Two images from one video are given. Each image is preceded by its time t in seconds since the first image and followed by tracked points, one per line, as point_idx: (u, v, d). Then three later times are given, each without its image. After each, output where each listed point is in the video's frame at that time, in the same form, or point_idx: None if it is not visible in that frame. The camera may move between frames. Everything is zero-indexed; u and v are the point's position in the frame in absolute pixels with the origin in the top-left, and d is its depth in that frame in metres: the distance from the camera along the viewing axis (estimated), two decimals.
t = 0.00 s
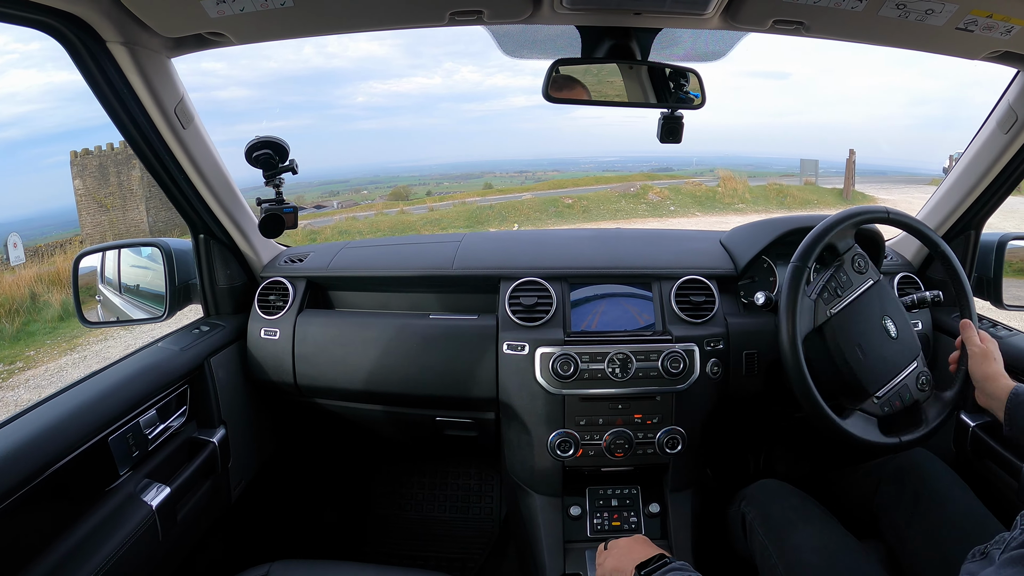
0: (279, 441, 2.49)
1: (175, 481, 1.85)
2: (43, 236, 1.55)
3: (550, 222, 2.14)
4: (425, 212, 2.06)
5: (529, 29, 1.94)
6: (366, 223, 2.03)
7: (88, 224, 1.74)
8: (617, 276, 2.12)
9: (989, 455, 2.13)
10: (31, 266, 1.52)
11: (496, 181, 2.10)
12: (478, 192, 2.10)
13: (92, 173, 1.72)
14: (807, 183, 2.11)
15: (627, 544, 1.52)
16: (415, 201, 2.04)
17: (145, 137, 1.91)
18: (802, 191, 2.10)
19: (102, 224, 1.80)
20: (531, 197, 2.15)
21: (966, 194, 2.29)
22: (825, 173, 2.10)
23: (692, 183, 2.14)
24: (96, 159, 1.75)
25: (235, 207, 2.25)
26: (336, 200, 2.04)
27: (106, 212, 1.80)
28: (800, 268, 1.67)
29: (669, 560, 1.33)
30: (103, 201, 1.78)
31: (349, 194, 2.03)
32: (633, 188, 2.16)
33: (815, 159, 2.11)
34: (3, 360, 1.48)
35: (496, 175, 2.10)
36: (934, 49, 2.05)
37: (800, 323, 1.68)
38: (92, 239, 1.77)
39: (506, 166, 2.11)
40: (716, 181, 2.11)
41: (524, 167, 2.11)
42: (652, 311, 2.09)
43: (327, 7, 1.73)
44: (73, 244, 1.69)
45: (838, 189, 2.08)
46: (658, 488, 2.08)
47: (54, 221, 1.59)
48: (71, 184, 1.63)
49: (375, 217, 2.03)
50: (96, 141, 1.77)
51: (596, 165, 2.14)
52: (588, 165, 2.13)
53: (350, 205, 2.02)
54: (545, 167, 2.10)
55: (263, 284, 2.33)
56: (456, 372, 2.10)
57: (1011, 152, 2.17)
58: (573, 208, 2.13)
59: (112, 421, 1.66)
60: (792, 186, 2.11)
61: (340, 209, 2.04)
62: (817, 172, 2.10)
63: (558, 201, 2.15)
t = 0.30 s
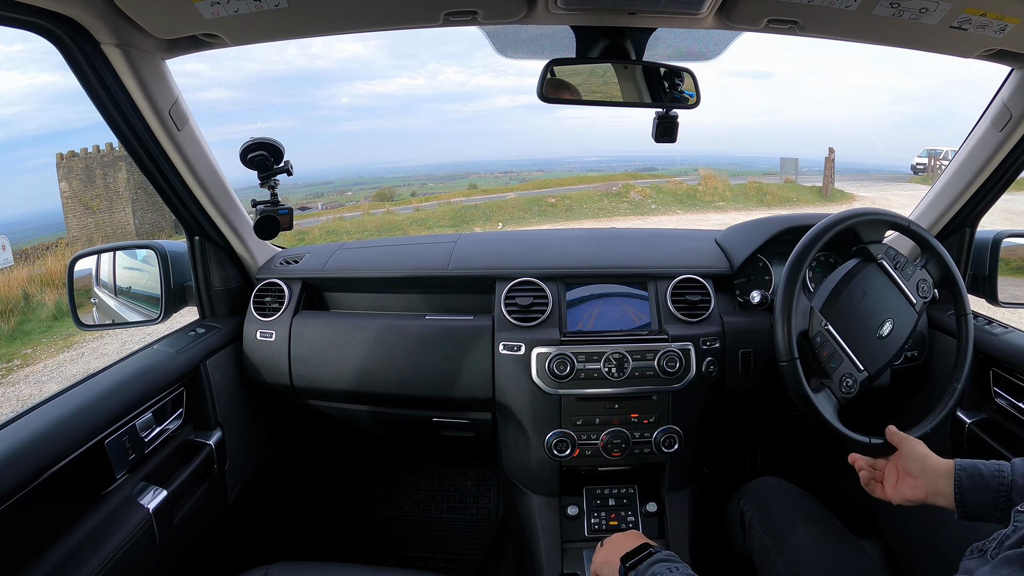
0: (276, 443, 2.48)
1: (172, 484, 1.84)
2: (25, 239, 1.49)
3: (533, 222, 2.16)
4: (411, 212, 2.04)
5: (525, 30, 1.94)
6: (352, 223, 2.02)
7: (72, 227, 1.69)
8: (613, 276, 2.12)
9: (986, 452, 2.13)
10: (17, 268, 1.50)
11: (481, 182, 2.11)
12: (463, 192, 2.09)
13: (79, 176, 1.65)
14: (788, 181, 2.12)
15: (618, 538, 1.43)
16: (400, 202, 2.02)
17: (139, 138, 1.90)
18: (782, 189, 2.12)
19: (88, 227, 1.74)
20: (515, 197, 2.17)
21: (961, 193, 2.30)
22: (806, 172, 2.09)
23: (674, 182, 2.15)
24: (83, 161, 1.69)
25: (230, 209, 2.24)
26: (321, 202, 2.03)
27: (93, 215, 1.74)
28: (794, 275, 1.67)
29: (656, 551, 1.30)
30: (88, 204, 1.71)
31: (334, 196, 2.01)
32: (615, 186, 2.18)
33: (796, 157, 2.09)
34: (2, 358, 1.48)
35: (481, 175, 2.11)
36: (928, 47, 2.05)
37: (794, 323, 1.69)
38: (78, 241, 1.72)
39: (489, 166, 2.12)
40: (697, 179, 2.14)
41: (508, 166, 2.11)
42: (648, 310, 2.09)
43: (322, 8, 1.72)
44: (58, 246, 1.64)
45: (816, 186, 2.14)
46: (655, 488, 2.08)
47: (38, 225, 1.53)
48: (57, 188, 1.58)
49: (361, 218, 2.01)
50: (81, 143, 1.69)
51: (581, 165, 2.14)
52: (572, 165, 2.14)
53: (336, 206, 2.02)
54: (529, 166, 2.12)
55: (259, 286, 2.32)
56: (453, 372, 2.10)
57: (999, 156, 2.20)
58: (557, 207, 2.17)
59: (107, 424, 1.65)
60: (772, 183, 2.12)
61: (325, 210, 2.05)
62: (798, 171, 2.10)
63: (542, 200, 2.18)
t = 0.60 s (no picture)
0: (271, 446, 2.48)
1: (166, 488, 1.83)
2: (9, 242, 1.46)
3: (520, 221, 2.10)
4: (399, 212, 2.04)
5: (519, 32, 1.94)
6: (341, 225, 1.97)
7: (61, 228, 1.66)
8: (607, 278, 2.13)
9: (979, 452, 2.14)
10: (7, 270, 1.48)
11: (467, 182, 2.08)
12: (450, 193, 2.06)
13: (67, 177, 1.63)
14: (771, 180, 2.11)
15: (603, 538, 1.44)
16: (388, 202, 2.01)
17: (132, 140, 1.89)
18: (765, 188, 2.11)
19: (76, 229, 1.71)
20: (502, 197, 2.11)
21: (954, 193, 2.31)
22: (790, 171, 2.10)
23: (658, 181, 2.14)
24: (71, 163, 1.66)
25: (224, 211, 2.24)
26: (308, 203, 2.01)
27: (81, 217, 1.71)
28: (790, 266, 1.70)
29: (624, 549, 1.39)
30: (78, 206, 1.69)
31: (320, 196, 2.00)
32: (601, 186, 2.15)
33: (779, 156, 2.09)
34: None
35: (468, 176, 2.09)
36: (920, 49, 2.06)
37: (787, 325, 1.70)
38: (68, 244, 1.70)
39: (479, 166, 2.11)
40: (681, 178, 2.14)
41: (494, 167, 2.09)
42: (642, 312, 2.09)
43: (315, 11, 1.72)
44: (46, 248, 1.61)
45: (800, 185, 2.14)
46: (650, 489, 2.08)
47: (24, 227, 1.51)
48: (45, 189, 1.56)
49: (348, 220, 1.98)
50: (69, 145, 1.66)
51: (567, 165, 2.13)
52: (559, 165, 2.13)
53: (322, 207, 1.99)
54: (516, 166, 2.09)
55: (253, 289, 2.32)
56: (447, 375, 2.10)
57: (999, 150, 2.19)
58: (543, 207, 2.14)
59: (101, 428, 1.65)
60: (755, 182, 2.11)
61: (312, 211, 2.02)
62: (781, 169, 2.10)
63: (527, 200, 2.14)
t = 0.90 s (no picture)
0: (271, 446, 2.48)
1: (166, 488, 1.83)
2: (6, 244, 1.46)
3: (516, 221, 2.13)
4: (396, 212, 2.03)
5: (519, 32, 1.94)
6: (339, 225, 1.98)
7: (58, 228, 1.66)
8: (607, 279, 2.13)
9: (979, 452, 2.14)
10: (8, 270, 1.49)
11: (463, 182, 2.08)
12: (447, 192, 2.06)
13: (65, 177, 1.63)
14: (765, 179, 2.12)
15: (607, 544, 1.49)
16: (384, 202, 2.02)
17: (132, 140, 1.89)
18: (759, 186, 2.11)
19: (74, 229, 1.71)
20: (498, 196, 2.12)
21: (954, 193, 2.30)
22: (783, 170, 2.10)
23: (652, 180, 2.14)
24: (69, 163, 1.66)
25: (224, 212, 2.24)
26: (305, 203, 2.01)
27: (79, 217, 1.71)
28: (789, 264, 1.70)
29: None
30: (75, 206, 1.69)
31: (317, 196, 2.00)
32: (597, 185, 2.15)
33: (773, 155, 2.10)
34: (3, 353, 1.50)
35: (464, 176, 2.08)
36: (920, 49, 2.07)
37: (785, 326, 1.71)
38: (66, 244, 1.69)
39: (476, 166, 2.10)
40: (676, 178, 2.13)
41: (492, 167, 2.09)
42: (642, 312, 2.09)
43: (316, 11, 1.72)
44: (45, 249, 1.61)
45: (794, 183, 2.15)
46: (650, 490, 2.08)
47: (21, 228, 1.50)
48: (43, 190, 1.56)
49: (347, 220, 1.98)
50: (67, 145, 1.66)
51: (564, 165, 2.12)
52: (556, 165, 2.12)
53: (318, 207, 1.99)
54: (512, 166, 2.09)
55: (252, 289, 2.32)
56: (448, 375, 2.10)
57: (999, 151, 2.18)
58: (539, 206, 2.13)
59: (100, 429, 1.65)
60: (750, 181, 2.10)
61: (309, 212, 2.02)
62: (775, 169, 2.10)
63: (523, 199, 2.13)
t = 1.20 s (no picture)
0: (270, 447, 2.48)
1: (165, 489, 1.83)
2: (2, 245, 1.45)
3: (513, 221, 2.11)
4: (393, 211, 2.02)
5: (516, 32, 1.94)
6: (336, 225, 1.98)
7: (56, 229, 1.65)
8: (606, 278, 2.13)
9: (979, 451, 2.14)
10: (7, 270, 1.49)
11: (460, 182, 2.10)
12: (443, 192, 2.07)
13: (62, 178, 1.63)
14: (760, 178, 2.11)
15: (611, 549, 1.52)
16: (381, 202, 2.01)
17: (130, 141, 1.89)
18: (754, 185, 2.11)
19: (71, 230, 1.70)
20: (495, 195, 2.13)
21: (953, 191, 2.31)
22: (778, 169, 2.09)
23: (648, 180, 2.14)
24: (66, 164, 1.66)
25: (222, 213, 2.24)
26: (302, 203, 2.03)
27: (76, 218, 1.70)
28: (787, 262, 1.70)
29: None
30: (72, 207, 1.68)
31: (313, 196, 2.00)
32: (592, 184, 2.15)
33: (768, 155, 2.09)
34: (4, 352, 1.50)
35: (461, 176, 2.10)
36: (919, 48, 2.07)
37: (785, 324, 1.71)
38: (63, 245, 1.69)
39: (473, 166, 2.10)
40: (671, 178, 2.13)
41: (490, 166, 2.09)
42: (641, 312, 2.09)
43: (314, 12, 1.72)
44: (43, 249, 1.61)
45: (789, 182, 2.14)
46: (649, 489, 2.08)
47: (19, 229, 1.50)
48: (39, 190, 1.55)
49: (345, 220, 1.98)
50: (64, 146, 1.66)
51: (560, 165, 2.12)
52: (552, 165, 2.12)
53: (315, 207, 2.01)
54: (508, 166, 2.09)
55: (251, 290, 2.32)
56: (447, 375, 2.10)
57: (997, 149, 2.18)
58: (535, 205, 2.14)
59: (100, 430, 1.64)
60: (744, 181, 2.11)
61: (306, 212, 2.03)
62: (770, 168, 2.09)
63: (519, 198, 2.13)
